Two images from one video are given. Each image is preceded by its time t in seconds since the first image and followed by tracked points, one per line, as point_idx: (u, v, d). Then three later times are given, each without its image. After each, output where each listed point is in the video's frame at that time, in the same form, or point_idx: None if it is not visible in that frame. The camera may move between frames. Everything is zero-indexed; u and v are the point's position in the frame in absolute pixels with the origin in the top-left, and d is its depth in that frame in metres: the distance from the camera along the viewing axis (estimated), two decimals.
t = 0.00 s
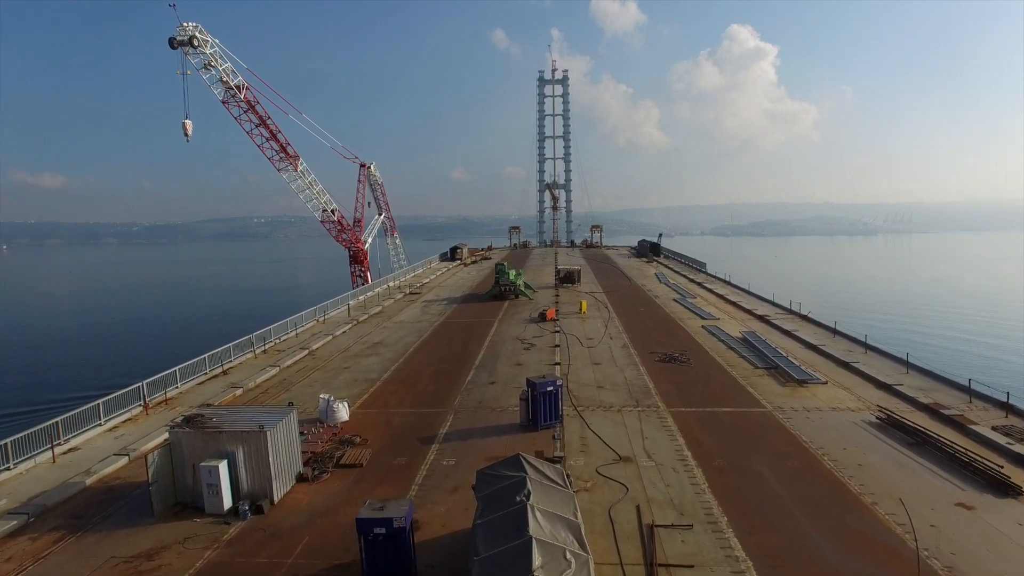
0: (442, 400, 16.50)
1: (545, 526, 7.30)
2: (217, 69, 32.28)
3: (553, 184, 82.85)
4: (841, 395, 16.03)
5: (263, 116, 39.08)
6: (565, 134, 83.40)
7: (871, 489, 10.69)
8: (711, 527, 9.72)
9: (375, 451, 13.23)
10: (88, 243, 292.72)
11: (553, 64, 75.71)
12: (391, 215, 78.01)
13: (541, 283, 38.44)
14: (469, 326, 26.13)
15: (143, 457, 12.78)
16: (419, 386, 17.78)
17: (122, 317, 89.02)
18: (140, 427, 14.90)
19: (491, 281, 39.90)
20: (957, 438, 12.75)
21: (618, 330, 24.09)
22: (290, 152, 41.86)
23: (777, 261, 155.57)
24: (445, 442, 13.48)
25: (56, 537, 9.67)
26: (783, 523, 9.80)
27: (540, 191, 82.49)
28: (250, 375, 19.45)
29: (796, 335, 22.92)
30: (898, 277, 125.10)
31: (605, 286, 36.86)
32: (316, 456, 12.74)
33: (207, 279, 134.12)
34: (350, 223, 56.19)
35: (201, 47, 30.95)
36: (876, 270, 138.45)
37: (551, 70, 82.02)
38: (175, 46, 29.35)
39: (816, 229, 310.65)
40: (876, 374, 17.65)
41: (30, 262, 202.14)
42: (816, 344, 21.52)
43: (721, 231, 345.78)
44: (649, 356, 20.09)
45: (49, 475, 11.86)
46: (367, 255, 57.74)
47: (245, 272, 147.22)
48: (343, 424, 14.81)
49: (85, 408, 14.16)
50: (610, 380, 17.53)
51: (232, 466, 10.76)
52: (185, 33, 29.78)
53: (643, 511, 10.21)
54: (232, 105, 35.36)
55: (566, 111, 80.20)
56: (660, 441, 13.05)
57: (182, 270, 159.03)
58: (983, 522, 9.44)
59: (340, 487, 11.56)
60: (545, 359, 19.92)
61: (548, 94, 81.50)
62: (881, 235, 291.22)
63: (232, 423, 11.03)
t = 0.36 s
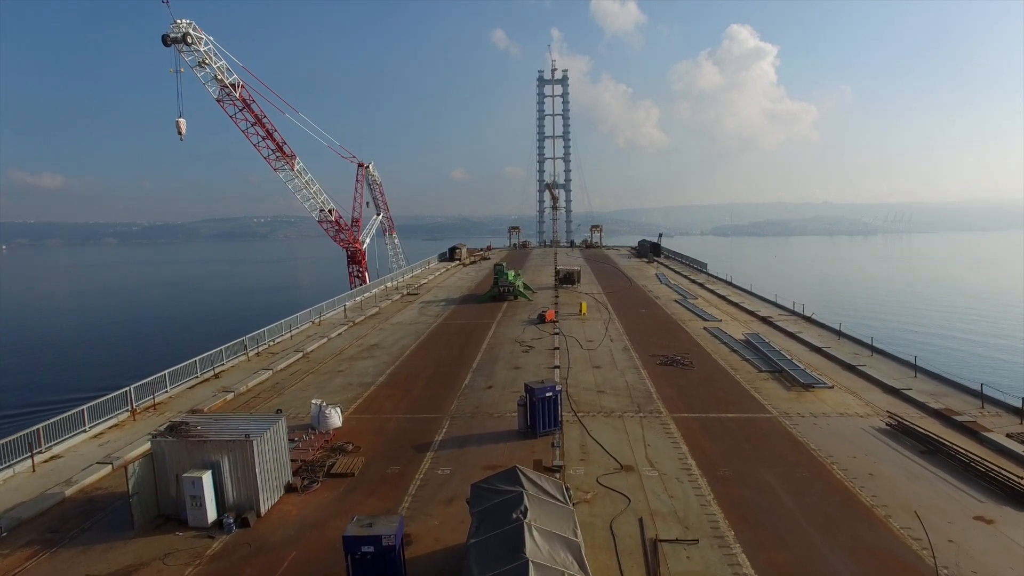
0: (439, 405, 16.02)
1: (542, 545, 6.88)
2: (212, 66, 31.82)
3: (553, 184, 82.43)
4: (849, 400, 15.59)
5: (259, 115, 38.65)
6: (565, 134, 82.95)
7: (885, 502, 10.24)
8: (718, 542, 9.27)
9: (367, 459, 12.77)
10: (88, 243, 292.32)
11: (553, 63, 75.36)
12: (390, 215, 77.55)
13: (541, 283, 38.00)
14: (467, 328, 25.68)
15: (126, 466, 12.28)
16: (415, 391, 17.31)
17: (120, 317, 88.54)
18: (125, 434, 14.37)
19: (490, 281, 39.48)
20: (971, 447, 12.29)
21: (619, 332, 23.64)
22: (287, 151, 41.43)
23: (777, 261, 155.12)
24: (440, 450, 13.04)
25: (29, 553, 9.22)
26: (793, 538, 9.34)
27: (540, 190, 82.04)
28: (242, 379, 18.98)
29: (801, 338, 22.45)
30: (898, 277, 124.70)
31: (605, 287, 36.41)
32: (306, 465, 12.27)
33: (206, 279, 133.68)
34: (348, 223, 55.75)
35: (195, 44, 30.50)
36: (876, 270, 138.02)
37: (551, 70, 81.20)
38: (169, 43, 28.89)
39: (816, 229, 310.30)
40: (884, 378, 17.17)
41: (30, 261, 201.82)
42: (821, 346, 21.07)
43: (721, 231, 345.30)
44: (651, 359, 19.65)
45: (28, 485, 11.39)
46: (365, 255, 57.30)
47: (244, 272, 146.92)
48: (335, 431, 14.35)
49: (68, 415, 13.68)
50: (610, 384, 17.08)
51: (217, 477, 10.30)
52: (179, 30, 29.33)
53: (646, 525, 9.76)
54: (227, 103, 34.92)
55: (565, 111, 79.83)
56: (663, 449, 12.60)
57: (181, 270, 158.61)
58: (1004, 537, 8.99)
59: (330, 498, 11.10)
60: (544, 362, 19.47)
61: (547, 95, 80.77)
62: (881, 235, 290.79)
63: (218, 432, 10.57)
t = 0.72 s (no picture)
0: (435, 410, 15.60)
1: (539, 565, 6.51)
2: (207, 64, 31.40)
3: (553, 184, 82.03)
4: (855, 405, 15.19)
5: (256, 114, 38.21)
6: (565, 133, 82.57)
7: (898, 513, 9.82)
8: (724, 556, 8.88)
9: (361, 467, 12.38)
10: (88, 243, 291.87)
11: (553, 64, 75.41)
12: (389, 215, 77.12)
13: (540, 284, 37.60)
14: (466, 329, 25.27)
15: (112, 472, 11.86)
16: (411, 395, 16.91)
17: (119, 317, 88.15)
18: (111, 440, 13.95)
19: (489, 282, 39.10)
20: (984, 454, 11.91)
21: (620, 334, 23.26)
22: (284, 151, 41.03)
23: (777, 261, 154.72)
24: (436, 457, 12.64)
25: (5, 568, 8.86)
26: (803, 551, 8.94)
27: (540, 190, 81.57)
28: (235, 382, 18.58)
29: (805, 340, 22.05)
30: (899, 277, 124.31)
31: (606, 288, 36.02)
32: (297, 473, 11.86)
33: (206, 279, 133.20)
34: (346, 223, 55.33)
35: (189, 42, 30.08)
36: (877, 269, 137.64)
37: (551, 69, 81.00)
38: (163, 41, 28.47)
39: (816, 229, 309.87)
40: (890, 381, 16.78)
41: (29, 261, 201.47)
42: (825, 348, 20.69)
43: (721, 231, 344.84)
44: (652, 362, 19.25)
45: (9, 494, 11.01)
46: (363, 255, 56.88)
47: (244, 272, 146.59)
48: (329, 437, 13.97)
49: (53, 420, 13.28)
50: (611, 388, 16.68)
51: (202, 487, 9.89)
52: (173, 27, 28.90)
53: (649, 537, 9.36)
54: (222, 102, 34.50)
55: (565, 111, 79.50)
56: (666, 457, 12.21)
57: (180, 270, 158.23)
58: None
59: (322, 508, 10.71)
60: (544, 365, 19.07)
61: (547, 94, 80.44)
62: (881, 235, 290.40)
63: (204, 440, 10.15)
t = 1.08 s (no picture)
0: (430, 415, 15.17)
1: None
2: (201, 62, 30.99)
3: (553, 184, 81.73)
4: (863, 410, 14.76)
5: (252, 112, 37.82)
6: (565, 134, 82.32)
7: (913, 526, 9.38)
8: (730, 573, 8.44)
9: (352, 476, 11.94)
10: (87, 243, 291.46)
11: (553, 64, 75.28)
12: (387, 215, 76.64)
13: (540, 284, 37.22)
14: (463, 331, 24.84)
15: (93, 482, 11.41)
16: (406, 399, 16.46)
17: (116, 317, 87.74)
18: (95, 447, 13.50)
19: (488, 283, 38.70)
20: (998, 463, 11.46)
21: (620, 336, 22.84)
22: (280, 150, 40.64)
23: (778, 261, 154.33)
24: (430, 465, 12.21)
25: None
26: (813, 568, 8.50)
27: (539, 190, 81.26)
28: (225, 386, 18.15)
29: (809, 342, 21.63)
30: (899, 277, 124.01)
31: (606, 288, 35.58)
32: (285, 483, 11.43)
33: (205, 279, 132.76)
34: (344, 223, 54.94)
35: (183, 39, 29.69)
36: (877, 269, 137.34)
37: (552, 68, 80.53)
38: (156, 38, 28.07)
39: (816, 229, 309.57)
40: (897, 386, 16.34)
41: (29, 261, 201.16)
42: (830, 351, 20.27)
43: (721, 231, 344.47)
44: (653, 365, 18.82)
45: None
46: (361, 255, 56.50)
47: (244, 272, 146.38)
48: (320, 443, 13.52)
49: (34, 427, 12.85)
50: (611, 392, 16.24)
51: (185, 499, 9.43)
52: (167, 24, 28.50)
53: (650, 552, 8.93)
54: (218, 100, 34.09)
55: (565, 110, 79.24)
56: (669, 466, 11.77)
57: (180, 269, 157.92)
58: None
59: (310, 520, 10.27)
60: (542, 368, 18.64)
61: (547, 94, 79.91)
62: (881, 235, 290.13)
63: (186, 449, 9.69)
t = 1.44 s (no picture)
0: (426, 420, 14.79)
1: None
2: (196, 60, 30.63)
3: (553, 184, 81.38)
4: (870, 415, 14.38)
5: (248, 111, 37.45)
6: (565, 134, 82.02)
7: (927, 539, 9.00)
8: None
9: (344, 484, 11.56)
10: (89, 243, 291.25)
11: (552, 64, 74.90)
12: (386, 215, 76.25)
13: (539, 285, 36.86)
14: (461, 333, 24.45)
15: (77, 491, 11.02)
16: (401, 404, 16.11)
17: (115, 317, 87.36)
18: (81, 453, 13.10)
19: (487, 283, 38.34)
20: (1012, 472, 11.08)
21: (621, 338, 22.48)
22: (277, 149, 40.29)
23: (778, 261, 153.94)
24: (425, 473, 11.83)
25: None
26: None
27: (539, 190, 80.89)
28: (218, 390, 17.75)
29: (812, 344, 21.26)
30: (900, 277, 123.65)
31: (606, 289, 35.22)
32: (275, 492, 11.04)
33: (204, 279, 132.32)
34: (342, 223, 54.59)
35: (178, 37, 29.34)
36: (877, 269, 137.01)
37: (552, 69, 79.08)
38: (150, 35, 27.69)
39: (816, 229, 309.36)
40: (905, 389, 15.96)
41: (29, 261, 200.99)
42: (834, 353, 19.89)
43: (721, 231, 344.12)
44: (654, 368, 18.45)
45: None
46: (359, 255, 56.16)
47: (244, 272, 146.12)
48: (313, 450, 13.16)
49: (18, 433, 12.48)
50: (611, 396, 15.86)
51: (168, 510, 9.05)
52: (161, 22, 28.14)
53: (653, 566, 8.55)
54: (213, 99, 33.71)
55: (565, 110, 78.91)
56: (671, 474, 11.39)
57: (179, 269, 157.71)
58: None
59: (299, 532, 9.89)
60: (541, 371, 18.26)
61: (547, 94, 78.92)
62: (880, 234, 289.99)
63: (170, 459, 9.31)
